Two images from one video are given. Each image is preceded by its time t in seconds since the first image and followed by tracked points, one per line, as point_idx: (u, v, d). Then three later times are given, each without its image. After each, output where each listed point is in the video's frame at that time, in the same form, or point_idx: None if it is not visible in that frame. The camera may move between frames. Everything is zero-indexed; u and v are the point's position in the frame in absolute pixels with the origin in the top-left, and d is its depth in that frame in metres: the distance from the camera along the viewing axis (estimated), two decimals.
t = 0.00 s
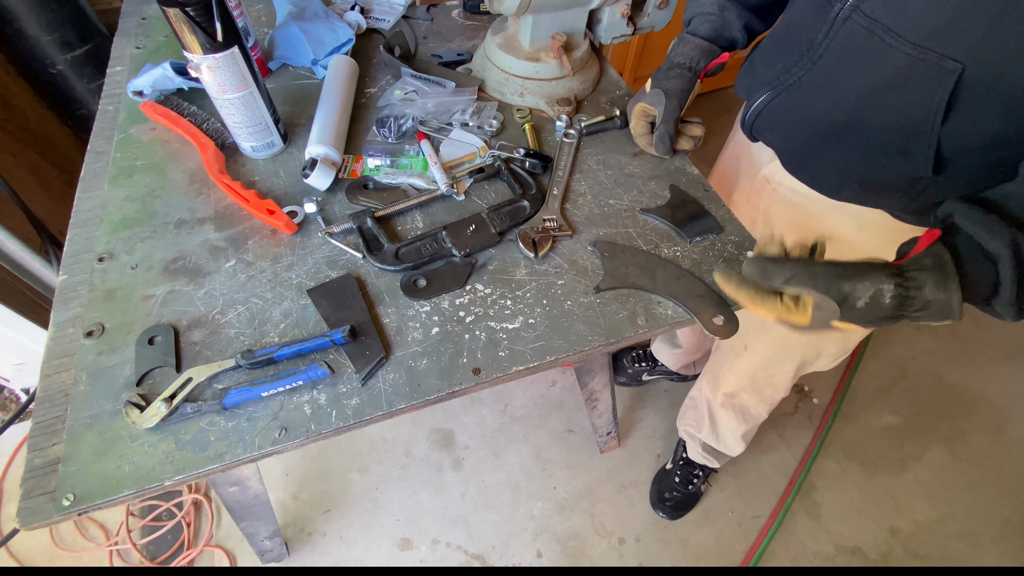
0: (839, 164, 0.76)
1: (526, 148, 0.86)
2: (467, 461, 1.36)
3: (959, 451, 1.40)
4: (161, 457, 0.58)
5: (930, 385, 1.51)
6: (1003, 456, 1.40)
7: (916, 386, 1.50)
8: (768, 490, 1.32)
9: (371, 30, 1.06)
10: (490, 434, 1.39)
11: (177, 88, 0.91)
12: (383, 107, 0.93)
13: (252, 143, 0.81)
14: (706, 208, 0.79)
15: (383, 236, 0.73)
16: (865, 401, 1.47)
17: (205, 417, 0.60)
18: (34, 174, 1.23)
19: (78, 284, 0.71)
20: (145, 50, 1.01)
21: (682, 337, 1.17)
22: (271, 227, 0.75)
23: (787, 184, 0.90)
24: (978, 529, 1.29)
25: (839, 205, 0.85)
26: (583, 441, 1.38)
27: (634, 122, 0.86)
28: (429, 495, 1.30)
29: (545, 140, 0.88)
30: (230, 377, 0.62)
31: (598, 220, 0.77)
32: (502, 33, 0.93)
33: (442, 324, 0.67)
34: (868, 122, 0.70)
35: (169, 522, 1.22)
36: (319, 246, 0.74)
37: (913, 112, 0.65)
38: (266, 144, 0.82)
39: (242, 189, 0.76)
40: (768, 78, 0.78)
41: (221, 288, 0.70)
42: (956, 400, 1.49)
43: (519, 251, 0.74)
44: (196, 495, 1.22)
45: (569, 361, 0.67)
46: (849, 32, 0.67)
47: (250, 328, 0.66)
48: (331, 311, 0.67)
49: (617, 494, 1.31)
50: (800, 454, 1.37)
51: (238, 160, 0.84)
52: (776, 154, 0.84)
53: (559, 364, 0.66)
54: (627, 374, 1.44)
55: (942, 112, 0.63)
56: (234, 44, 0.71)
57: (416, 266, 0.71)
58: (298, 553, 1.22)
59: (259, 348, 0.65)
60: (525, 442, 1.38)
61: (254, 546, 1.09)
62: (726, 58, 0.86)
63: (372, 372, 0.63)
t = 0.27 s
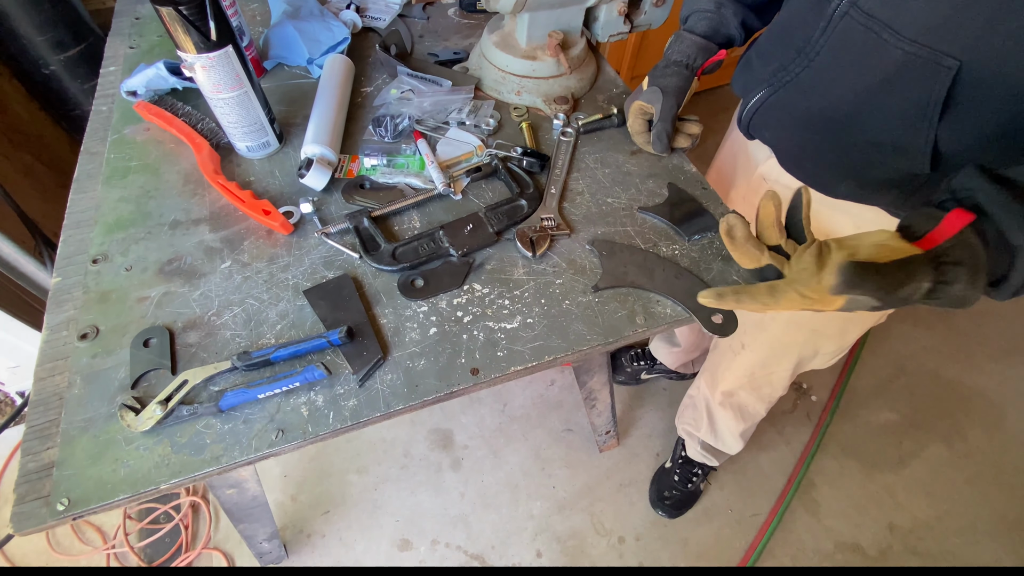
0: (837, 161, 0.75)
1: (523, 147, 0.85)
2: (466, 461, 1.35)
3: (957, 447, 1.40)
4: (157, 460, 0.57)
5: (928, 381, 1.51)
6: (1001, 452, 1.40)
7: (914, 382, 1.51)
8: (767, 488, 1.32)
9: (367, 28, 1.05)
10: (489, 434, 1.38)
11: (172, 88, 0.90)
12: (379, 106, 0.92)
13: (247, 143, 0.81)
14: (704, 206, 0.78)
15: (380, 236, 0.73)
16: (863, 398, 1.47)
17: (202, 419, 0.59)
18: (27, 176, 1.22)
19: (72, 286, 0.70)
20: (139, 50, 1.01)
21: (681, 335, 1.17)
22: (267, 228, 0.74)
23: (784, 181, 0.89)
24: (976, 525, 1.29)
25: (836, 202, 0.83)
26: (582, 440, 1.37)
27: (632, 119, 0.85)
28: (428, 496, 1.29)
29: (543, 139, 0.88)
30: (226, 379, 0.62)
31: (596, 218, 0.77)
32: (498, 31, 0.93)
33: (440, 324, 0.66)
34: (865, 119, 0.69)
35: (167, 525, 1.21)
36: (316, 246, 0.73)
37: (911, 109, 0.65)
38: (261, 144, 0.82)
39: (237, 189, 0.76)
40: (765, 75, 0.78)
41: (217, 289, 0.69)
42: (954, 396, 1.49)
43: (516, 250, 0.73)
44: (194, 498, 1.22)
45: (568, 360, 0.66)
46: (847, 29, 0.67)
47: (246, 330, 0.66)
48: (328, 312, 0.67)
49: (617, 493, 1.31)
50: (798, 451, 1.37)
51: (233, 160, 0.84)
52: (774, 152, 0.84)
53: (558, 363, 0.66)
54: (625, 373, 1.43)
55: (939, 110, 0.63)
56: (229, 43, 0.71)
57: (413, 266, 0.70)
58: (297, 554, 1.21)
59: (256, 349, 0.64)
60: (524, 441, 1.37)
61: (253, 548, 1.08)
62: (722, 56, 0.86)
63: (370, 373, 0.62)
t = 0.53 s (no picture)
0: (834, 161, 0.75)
1: (521, 147, 0.85)
2: (466, 461, 1.35)
3: (955, 444, 1.40)
4: (155, 462, 0.57)
5: (926, 379, 1.51)
6: (999, 449, 1.40)
7: (912, 380, 1.51)
8: (766, 486, 1.32)
9: (364, 28, 1.05)
10: (488, 433, 1.38)
11: (168, 88, 0.90)
12: (377, 107, 0.92)
13: (244, 143, 0.81)
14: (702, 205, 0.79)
15: (378, 236, 0.72)
16: (862, 396, 1.47)
17: (200, 421, 0.59)
18: (24, 177, 1.22)
19: (69, 287, 0.70)
20: (135, 51, 1.00)
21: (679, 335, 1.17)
22: (265, 228, 0.74)
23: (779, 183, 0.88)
24: (975, 522, 1.29)
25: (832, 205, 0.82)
26: (581, 439, 1.38)
27: (629, 119, 0.86)
28: (427, 495, 1.29)
29: (541, 139, 0.88)
30: (224, 380, 0.62)
31: (594, 218, 0.77)
32: (496, 31, 0.92)
33: (438, 325, 0.66)
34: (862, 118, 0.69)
35: (166, 527, 1.21)
36: (314, 247, 0.73)
37: (908, 108, 0.65)
38: (258, 144, 0.82)
39: (234, 190, 0.76)
40: (761, 76, 0.78)
41: (215, 290, 0.69)
42: (952, 394, 1.49)
43: (514, 250, 0.73)
44: (193, 498, 1.22)
45: (567, 360, 0.66)
46: (843, 28, 0.67)
47: (244, 331, 0.66)
48: (326, 312, 0.67)
49: (616, 491, 1.31)
50: (797, 449, 1.37)
51: (231, 161, 0.83)
52: (770, 152, 0.84)
53: (557, 363, 0.66)
54: (624, 372, 1.44)
55: (936, 108, 0.63)
56: (225, 44, 0.70)
57: (411, 266, 0.70)
58: (297, 555, 1.21)
59: (254, 351, 0.64)
60: (523, 441, 1.38)
61: (253, 549, 1.08)
62: (720, 54, 0.85)
63: (368, 374, 0.62)
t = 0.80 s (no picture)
0: (834, 158, 0.75)
1: (520, 145, 0.85)
2: (466, 460, 1.35)
3: (955, 443, 1.40)
4: (154, 462, 0.57)
5: (926, 377, 1.51)
6: (998, 447, 1.40)
7: (912, 378, 1.51)
8: (766, 484, 1.32)
9: (362, 27, 1.05)
10: (488, 433, 1.38)
11: (166, 87, 0.90)
12: (376, 105, 0.92)
13: (243, 142, 0.80)
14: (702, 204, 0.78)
15: (377, 236, 0.72)
16: (861, 394, 1.47)
17: (199, 420, 0.59)
18: (22, 177, 1.22)
19: (67, 287, 0.70)
20: (134, 50, 1.00)
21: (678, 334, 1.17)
22: (264, 227, 0.74)
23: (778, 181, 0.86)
24: (974, 520, 1.29)
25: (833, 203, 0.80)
26: (581, 439, 1.37)
27: (627, 117, 0.86)
28: (427, 495, 1.29)
29: (540, 137, 0.88)
30: (223, 380, 0.62)
31: (593, 217, 0.77)
32: (495, 29, 0.92)
33: (437, 324, 0.66)
34: (861, 115, 0.69)
35: (166, 527, 1.21)
36: (312, 246, 0.73)
37: (908, 103, 0.65)
38: (257, 143, 0.81)
39: (233, 189, 0.75)
40: (759, 74, 0.78)
41: (214, 289, 0.69)
42: (952, 392, 1.49)
43: (514, 249, 0.73)
44: (193, 498, 1.21)
45: (566, 358, 0.66)
46: (840, 24, 0.67)
47: (243, 330, 0.65)
48: (325, 312, 0.66)
49: (616, 490, 1.31)
50: (797, 448, 1.37)
51: (229, 160, 0.83)
52: (768, 150, 0.83)
53: (556, 362, 0.66)
54: (624, 371, 1.44)
55: (937, 103, 0.63)
56: (223, 43, 0.70)
57: (410, 265, 0.70)
58: (297, 555, 1.21)
59: (253, 350, 0.64)
60: (523, 440, 1.37)
61: (253, 549, 1.08)
62: (719, 52, 0.86)
63: (367, 373, 0.62)
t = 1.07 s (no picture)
0: (830, 156, 0.75)
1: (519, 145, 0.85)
2: (465, 460, 1.35)
3: (954, 442, 1.40)
4: (153, 461, 0.57)
5: (926, 376, 1.52)
6: (997, 446, 1.40)
7: (911, 378, 1.51)
8: (766, 483, 1.32)
9: (362, 26, 1.05)
10: (488, 432, 1.38)
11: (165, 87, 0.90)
12: (375, 105, 0.92)
13: (242, 142, 0.80)
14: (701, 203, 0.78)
15: (376, 235, 0.72)
16: (860, 393, 1.47)
17: (198, 420, 0.59)
18: (22, 177, 1.22)
19: (66, 287, 0.70)
20: (133, 50, 1.00)
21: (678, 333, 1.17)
22: (263, 227, 0.74)
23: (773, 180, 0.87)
24: (973, 519, 1.29)
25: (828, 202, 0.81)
26: (581, 438, 1.38)
27: (626, 117, 0.86)
28: (427, 494, 1.29)
29: (539, 137, 0.88)
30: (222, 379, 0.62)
31: (592, 216, 0.77)
32: (494, 28, 0.92)
33: (437, 323, 0.66)
34: (856, 113, 0.69)
35: (166, 526, 1.21)
36: (312, 246, 0.73)
37: (901, 100, 0.65)
38: (256, 143, 0.81)
39: (232, 189, 0.75)
40: (754, 73, 0.78)
41: (213, 289, 0.69)
42: (952, 391, 1.49)
43: (513, 248, 0.73)
44: (193, 498, 1.21)
45: (565, 358, 0.66)
46: (834, 22, 0.67)
47: (242, 330, 0.66)
48: (324, 311, 0.67)
49: (615, 490, 1.31)
50: (796, 447, 1.38)
51: (228, 160, 0.83)
52: (765, 151, 0.83)
53: (555, 362, 0.66)
54: (624, 370, 1.44)
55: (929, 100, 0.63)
56: (222, 42, 0.70)
57: (409, 265, 0.70)
58: (296, 554, 1.21)
59: (252, 350, 0.64)
60: (523, 439, 1.38)
61: (252, 548, 1.08)
62: (717, 52, 0.85)
63: (367, 372, 0.62)
